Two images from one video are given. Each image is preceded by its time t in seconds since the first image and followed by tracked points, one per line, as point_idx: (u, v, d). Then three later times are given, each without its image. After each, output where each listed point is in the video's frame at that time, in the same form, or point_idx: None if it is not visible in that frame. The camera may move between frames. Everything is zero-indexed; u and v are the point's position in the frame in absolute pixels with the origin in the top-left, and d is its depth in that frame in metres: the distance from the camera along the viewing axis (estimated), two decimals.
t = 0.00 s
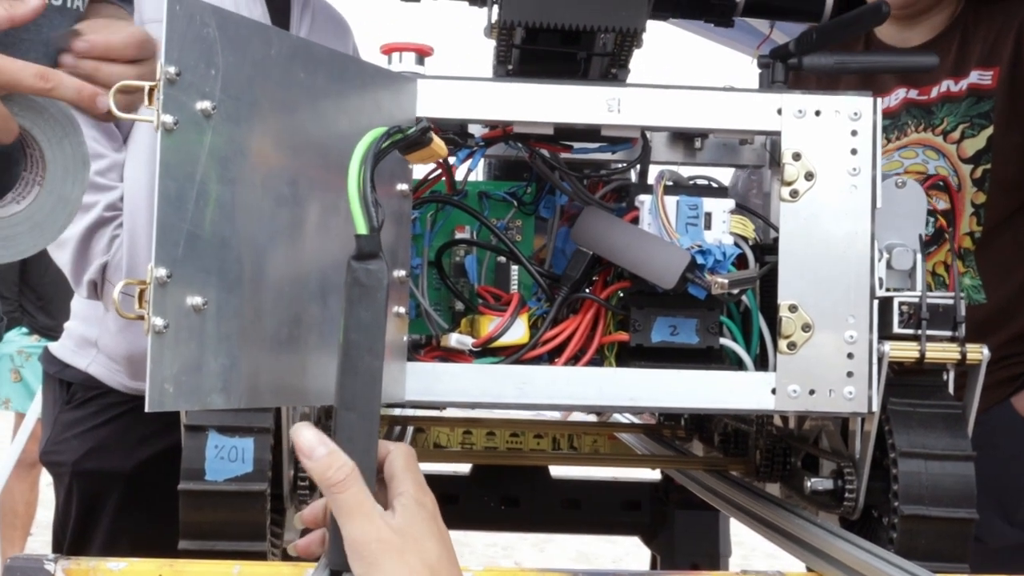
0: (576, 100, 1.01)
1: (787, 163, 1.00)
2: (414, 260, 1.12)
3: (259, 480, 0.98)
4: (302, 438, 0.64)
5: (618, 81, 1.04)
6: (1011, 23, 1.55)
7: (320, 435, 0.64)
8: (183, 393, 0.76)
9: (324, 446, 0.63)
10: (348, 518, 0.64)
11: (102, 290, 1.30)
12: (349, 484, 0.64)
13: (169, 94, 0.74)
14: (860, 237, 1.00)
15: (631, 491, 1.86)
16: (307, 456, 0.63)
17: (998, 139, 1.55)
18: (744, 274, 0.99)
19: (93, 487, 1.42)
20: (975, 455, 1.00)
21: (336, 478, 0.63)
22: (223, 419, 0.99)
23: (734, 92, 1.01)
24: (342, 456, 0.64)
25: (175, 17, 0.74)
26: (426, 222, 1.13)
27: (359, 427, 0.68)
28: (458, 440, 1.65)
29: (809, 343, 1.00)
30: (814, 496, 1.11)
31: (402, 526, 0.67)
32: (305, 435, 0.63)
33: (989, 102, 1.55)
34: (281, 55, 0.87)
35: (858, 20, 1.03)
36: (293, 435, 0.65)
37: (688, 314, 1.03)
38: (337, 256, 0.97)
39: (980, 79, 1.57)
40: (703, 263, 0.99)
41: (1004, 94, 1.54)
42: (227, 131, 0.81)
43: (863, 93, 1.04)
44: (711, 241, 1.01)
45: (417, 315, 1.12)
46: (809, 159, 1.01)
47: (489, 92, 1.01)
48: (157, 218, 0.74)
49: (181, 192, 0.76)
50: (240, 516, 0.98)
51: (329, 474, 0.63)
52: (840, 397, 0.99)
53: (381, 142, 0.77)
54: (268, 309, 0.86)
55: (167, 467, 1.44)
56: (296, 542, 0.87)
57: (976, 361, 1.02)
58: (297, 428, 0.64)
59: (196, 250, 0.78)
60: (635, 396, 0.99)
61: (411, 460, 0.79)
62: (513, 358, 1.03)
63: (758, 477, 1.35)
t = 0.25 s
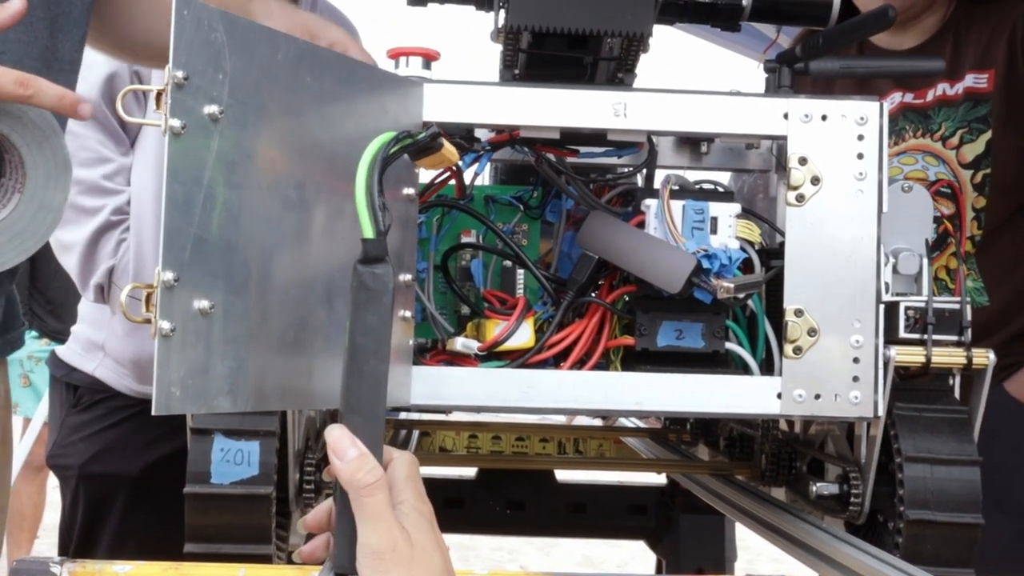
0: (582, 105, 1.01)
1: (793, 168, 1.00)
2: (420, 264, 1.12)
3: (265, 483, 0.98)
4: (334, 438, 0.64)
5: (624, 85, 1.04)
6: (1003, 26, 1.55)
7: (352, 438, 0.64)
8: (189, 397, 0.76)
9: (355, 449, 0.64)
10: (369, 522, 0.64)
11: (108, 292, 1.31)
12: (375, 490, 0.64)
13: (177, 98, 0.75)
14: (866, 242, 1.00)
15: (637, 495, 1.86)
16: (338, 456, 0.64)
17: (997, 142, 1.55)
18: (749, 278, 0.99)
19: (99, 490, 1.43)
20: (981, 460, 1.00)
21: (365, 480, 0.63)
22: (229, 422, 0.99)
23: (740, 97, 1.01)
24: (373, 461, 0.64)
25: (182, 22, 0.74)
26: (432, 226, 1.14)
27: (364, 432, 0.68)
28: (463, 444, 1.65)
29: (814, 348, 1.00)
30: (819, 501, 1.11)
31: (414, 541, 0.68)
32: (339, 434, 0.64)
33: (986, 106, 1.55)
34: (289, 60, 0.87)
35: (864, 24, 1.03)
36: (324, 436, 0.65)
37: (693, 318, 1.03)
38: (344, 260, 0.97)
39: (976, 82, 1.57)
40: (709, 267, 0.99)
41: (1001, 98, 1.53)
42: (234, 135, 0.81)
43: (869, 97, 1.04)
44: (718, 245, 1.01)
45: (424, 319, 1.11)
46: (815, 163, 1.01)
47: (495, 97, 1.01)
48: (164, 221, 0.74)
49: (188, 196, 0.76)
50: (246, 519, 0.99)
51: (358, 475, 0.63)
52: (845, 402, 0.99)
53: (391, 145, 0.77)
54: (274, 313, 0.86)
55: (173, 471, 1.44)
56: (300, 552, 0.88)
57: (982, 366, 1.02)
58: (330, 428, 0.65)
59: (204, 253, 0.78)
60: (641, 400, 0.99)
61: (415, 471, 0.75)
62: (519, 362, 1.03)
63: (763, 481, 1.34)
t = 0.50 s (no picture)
0: (579, 106, 1.01)
1: (789, 169, 1.00)
2: (417, 265, 1.12)
3: (262, 485, 0.98)
4: (334, 462, 0.65)
5: (621, 87, 1.04)
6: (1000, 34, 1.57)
7: (351, 461, 0.65)
8: (185, 398, 0.76)
9: (355, 471, 0.64)
10: (371, 546, 0.64)
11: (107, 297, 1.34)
12: (376, 512, 0.64)
13: (171, 99, 0.75)
14: (863, 243, 0.99)
15: (637, 497, 1.86)
16: (338, 479, 0.64)
17: (1000, 154, 1.57)
18: (746, 280, 0.99)
19: (98, 492, 1.43)
20: (979, 461, 1.00)
21: (366, 502, 0.63)
22: (225, 424, 0.99)
23: (737, 98, 1.01)
24: (372, 482, 0.64)
25: (176, 22, 0.74)
26: (429, 228, 1.14)
27: (360, 434, 0.68)
28: (463, 446, 1.65)
29: (811, 349, 0.99)
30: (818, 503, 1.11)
31: (416, 563, 0.67)
32: (337, 457, 0.64)
33: (989, 118, 1.57)
34: (284, 61, 0.87)
35: (861, 24, 1.02)
36: (323, 460, 0.66)
37: (690, 319, 1.03)
38: (340, 261, 0.97)
39: (976, 93, 1.59)
40: (705, 268, 0.99)
41: (1002, 107, 1.56)
42: (229, 137, 0.81)
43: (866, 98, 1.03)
44: (714, 246, 1.01)
45: (421, 321, 1.11)
46: (812, 164, 1.01)
47: (492, 98, 1.01)
48: (158, 222, 0.74)
49: (183, 197, 0.76)
50: (243, 521, 0.98)
51: (359, 497, 0.63)
52: (842, 403, 0.99)
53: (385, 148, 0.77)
54: (269, 315, 0.86)
55: (173, 471, 1.45)
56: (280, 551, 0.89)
57: (979, 367, 1.02)
58: (329, 452, 0.66)
59: (198, 254, 0.78)
60: (637, 401, 0.99)
61: (411, 484, 0.74)
62: (516, 363, 1.03)
63: (762, 482, 1.34)
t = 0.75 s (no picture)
0: (572, 105, 1.01)
1: (783, 166, 1.00)
2: (413, 267, 1.12)
3: (259, 488, 0.98)
4: (333, 474, 0.63)
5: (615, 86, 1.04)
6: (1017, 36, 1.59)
7: (350, 474, 0.63)
8: (179, 402, 0.76)
9: (355, 485, 0.63)
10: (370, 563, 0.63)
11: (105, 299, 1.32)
12: (375, 527, 0.63)
13: (162, 103, 0.75)
14: (858, 240, 0.99)
15: (638, 497, 1.85)
16: (337, 493, 0.63)
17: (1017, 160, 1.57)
18: (741, 278, 0.99)
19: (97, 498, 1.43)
20: (977, 458, 1.00)
21: (365, 517, 0.62)
22: (221, 427, 0.99)
23: (731, 97, 1.01)
24: (371, 496, 0.63)
25: (167, 26, 0.75)
26: (425, 229, 1.14)
27: (354, 436, 0.67)
28: (462, 448, 1.65)
29: (807, 347, 0.99)
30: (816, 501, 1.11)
31: None
32: (337, 471, 0.63)
33: (1006, 120, 1.58)
34: (276, 64, 0.87)
35: (853, 21, 1.02)
36: (322, 471, 0.64)
37: (686, 318, 1.03)
38: (334, 264, 0.97)
39: (993, 94, 1.60)
40: (700, 267, 0.99)
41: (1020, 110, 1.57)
42: (221, 140, 0.81)
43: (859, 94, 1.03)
44: (709, 245, 1.01)
45: (417, 323, 1.11)
46: (806, 162, 1.00)
47: (485, 99, 1.01)
48: (150, 226, 0.74)
49: (175, 200, 0.76)
50: (240, 525, 0.98)
51: (358, 512, 0.62)
52: (839, 401, 0.99)
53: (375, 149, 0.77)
54: (263, 318, 0.86)
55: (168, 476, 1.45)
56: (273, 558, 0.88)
57: (976, 363, 1.01)
58: (328, 464, 0.64)
59: (190, 258, 0.78)
60: (634, 401, 0.98)
61: (406, 490, 0.75)
62: (512, 364, 1.03)
63: (761, 481, 1.34)
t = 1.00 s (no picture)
0: (572, 104, 1.00)
1: (784, 165, 1.00)
2: (412, 267, 1.12)
3: (259, 489, 0.98)
4: (333, 474, 0.63)
5: (615, 85, 1.03)
6: None
7: (350, 474, 0.63)
8: (178, 402, 0.76)
9: (355, 485, 0.63)
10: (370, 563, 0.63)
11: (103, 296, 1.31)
12: (374, 527, 0.62)
13: (161, 102, 0.74)
14: (859, 239, 0.99)
15: (638, 497, 1.85)
16: (337, 493, 0.62)
17: None
18: (742, 277, 0.98)
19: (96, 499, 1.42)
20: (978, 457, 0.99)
21: (364, 518, 0.62)
22: (220, 428, 0.98)
23: (732, 95, 1.01)
24: (371, 497, 0.63)
25: (165, 25, 0.74)
26: (424, 229, 1.13)
27: (353, 436, 0.67)
28: (462, 448, 1.65)
29: (808, 346, 0.99)
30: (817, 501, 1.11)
31: None
32: (337, 470, 0.62)
33: None
34: (275, 63, 0.87)
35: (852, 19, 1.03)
36: (322, 471, 0.64)
37: (686, 318, 1.03)
38: (334, 263, 0.97)
39: None
40: (701, 266, 0.98)
41: None
42: (220, 140, 0.81)
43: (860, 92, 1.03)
44: (709, 244, 1.01)
45: (417, 322, 1.11)
46: (807, 161, 1.00)
47: (484, 98, 1.00)
48: (149, 226, 0.74)
49: (174, 200, 0.76)
50: (239, 525, 0.98)
51: (358, 513, 0.62)
52: (840, 400, 0.99)
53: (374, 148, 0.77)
54: (263, 318, 0.86)
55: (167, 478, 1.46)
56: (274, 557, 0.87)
57: (977, 363, 1.01)
58: (328, 463, 0.64)
59: (189, 257, 0.78)
60: (634, 401, 0.98)
61: (405, 490, 0.75)
62: (513, 363, 1.02)
63: (762, 481, 1.33)
